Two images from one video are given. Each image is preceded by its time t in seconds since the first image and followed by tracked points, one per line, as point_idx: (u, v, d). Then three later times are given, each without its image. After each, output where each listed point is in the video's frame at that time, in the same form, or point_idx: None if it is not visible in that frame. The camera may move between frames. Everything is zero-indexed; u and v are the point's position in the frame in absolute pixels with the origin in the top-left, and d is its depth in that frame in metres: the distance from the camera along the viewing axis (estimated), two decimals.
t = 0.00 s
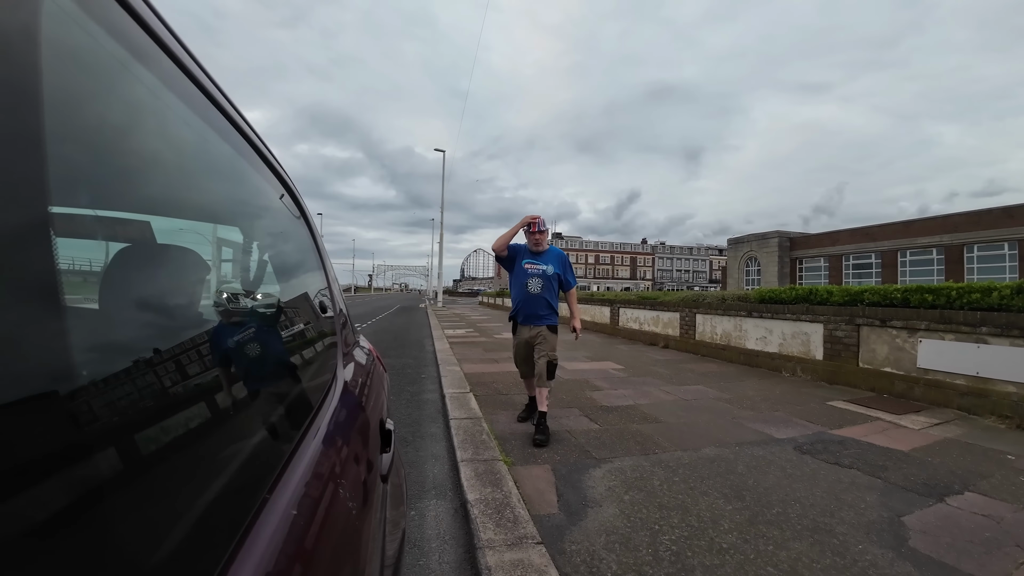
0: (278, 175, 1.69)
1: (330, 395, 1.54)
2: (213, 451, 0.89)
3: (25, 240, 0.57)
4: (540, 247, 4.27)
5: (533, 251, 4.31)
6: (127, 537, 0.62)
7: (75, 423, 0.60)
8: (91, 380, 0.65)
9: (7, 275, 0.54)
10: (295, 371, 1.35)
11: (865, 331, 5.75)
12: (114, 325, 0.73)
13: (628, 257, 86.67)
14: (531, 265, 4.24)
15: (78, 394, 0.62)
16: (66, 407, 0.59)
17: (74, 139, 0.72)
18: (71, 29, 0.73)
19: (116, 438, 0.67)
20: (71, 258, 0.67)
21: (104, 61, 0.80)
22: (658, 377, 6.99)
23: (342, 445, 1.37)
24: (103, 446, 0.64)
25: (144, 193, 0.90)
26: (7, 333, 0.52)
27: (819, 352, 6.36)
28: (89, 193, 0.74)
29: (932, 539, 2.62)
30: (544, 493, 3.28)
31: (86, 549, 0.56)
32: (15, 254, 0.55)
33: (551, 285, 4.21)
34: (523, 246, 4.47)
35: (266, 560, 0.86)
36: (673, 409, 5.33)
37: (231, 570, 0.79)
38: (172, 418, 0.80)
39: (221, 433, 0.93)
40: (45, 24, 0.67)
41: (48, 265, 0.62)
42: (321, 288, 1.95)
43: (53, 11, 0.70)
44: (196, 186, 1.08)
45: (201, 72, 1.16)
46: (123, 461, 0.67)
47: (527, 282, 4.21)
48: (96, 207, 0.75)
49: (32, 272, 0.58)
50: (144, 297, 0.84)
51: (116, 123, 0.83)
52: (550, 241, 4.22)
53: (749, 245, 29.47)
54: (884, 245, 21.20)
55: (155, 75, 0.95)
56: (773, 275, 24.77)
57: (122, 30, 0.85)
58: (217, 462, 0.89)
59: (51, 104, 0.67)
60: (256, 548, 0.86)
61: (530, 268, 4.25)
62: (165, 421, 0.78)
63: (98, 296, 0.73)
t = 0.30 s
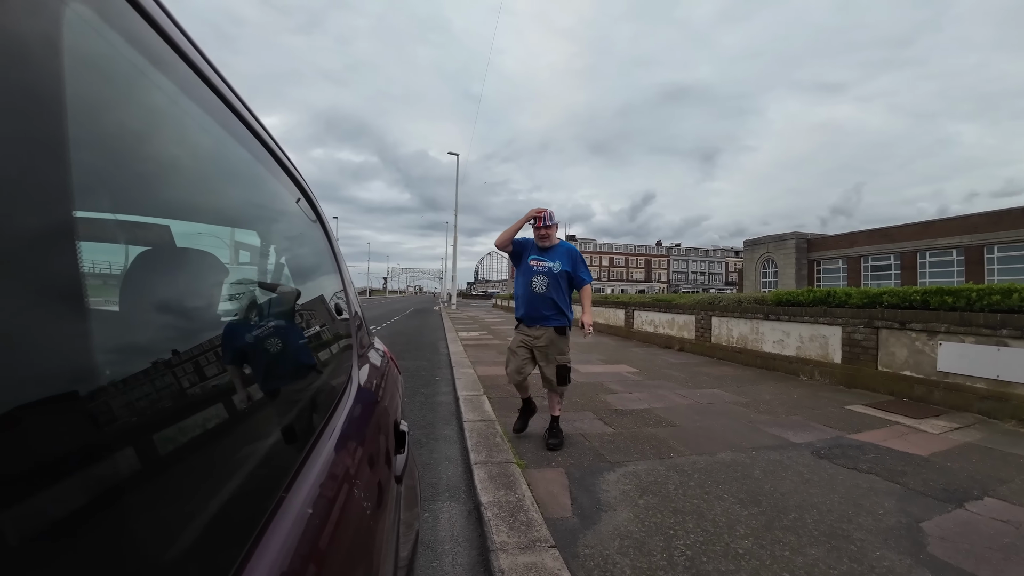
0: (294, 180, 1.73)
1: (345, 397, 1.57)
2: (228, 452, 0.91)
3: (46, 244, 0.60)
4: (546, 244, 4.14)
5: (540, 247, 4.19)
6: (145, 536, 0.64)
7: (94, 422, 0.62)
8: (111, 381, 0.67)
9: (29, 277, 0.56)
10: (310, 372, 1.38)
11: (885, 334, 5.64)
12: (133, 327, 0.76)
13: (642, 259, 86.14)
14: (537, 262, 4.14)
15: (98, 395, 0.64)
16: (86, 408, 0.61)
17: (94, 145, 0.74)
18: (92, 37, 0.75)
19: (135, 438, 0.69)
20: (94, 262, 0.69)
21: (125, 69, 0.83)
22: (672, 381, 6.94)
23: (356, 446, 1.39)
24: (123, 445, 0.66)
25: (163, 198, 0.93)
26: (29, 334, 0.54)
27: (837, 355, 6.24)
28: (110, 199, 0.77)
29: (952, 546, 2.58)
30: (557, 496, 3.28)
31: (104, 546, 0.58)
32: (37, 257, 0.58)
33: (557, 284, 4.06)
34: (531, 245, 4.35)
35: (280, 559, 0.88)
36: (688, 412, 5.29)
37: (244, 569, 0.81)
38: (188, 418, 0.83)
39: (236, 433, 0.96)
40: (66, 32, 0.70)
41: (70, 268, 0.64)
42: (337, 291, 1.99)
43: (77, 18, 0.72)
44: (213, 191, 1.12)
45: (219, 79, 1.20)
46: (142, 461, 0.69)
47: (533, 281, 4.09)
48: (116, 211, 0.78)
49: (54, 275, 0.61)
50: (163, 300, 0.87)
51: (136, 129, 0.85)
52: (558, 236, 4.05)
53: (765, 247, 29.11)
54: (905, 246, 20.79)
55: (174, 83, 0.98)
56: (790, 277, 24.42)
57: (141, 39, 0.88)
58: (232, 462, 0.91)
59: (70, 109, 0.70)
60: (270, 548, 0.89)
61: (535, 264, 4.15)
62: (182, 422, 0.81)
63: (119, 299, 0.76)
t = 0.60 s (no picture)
0: (309, 184, 1.77)
1: (360, 398, 1.60)
2: (244, 453, 0.94)
3: (66, 248, 0.62)
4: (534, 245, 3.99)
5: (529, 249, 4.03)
6: (161, 534, 0.67)
7: (113, 422, 0.65)
8: (128, 382, 0.70)
9: (50, 282, 0.59)
10: (325, 374, 1.41)
11: (902, 336, 5.54)
12: (151, 329, 0.78)
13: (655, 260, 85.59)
14: (526, 265, 4.00)
15: (115, 396, 0.66)
16: (103, 408, 0.64)
17: (114, 151, 0.77)
18: (108, 45, 0.78)
19: (152, 438, 0.72)
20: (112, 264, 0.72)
21: (143, 78, 0.86)
22: (686, 383, 6.89)
23: (370, 447, 1.41)
24: (139, 446, 0.69)
25: (181, 202, 0.96)
26: (48, 337, 0.57)
27: (853, 357, 6.14)
28: (131, 205, 0.80)
29: (968, 551, 2.55)
30: (569, 499, 3.28)
31: (122, 543, 0.60)
32: (56, 261, 0.60)
33: (548, 286, 3.91)
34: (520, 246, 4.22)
35: (295, 557, 0.91)
36: (702, 415, 5.25)
37: (260, 567, 0.83)
38: (204, 419, 0.85)
39: (252, 433, 0.98)
40: (85, 42, 0.72)
41: (91, 271, 0.67)
42: (351, 293, 2.02)
43: (93, 24, 0.75)
44: (229, 195, 1.15)
45: (234, 84, 1.23)
46: (158, 461, 0.71)
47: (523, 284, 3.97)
48: (137, 214, 0.81)
49: (73, 277, 0.63)
50: (180, 302, 0.90)
51: (154, 134, 0.88)
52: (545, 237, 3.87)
53: (780, 248, 28.76)
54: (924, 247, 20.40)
55: (191, 89, 1.01)
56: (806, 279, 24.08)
57: (158, 46, 0.90)
58: (248, 462, 0.94)
59: (88, 117, 0.72)
60: (286, 546, 0.91)
61: (525, 268, 4.01)
62: (198, 423, 0.83)
63: (138, 301, 0.78)
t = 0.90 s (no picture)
0: (320, 186, 1.80)
1: (371, 399, 1.62)
2: (257, 452, 0.96)
3: (80, 252, 0.64)
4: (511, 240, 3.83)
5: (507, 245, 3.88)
6: (175, 533, 0.69)
7: (126, 422, 0.67)
8: (141, 382, 0.71)
9: (65, 284, 0.61)
10: (335, 375, 1.43)
11: (914, 337, 5.47)
12: (163, 330, 0.80)
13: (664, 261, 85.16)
14: (503, 262, 3.85)
15: (127, 397, 0.68)
16: (116, 408, 0.66)
17: (127, 156, 0.79)
18: (119, 52, 0.80)
19: (165, 438, 0.74)
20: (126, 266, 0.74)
21: (155, 83, 0.88)
22: (696, 385, 6.85)
23: (379, 447, 1.43)
24: (152, 446, 0.71)
25: (193, 205, 0.99)
26: (63, 339, 0.59)
27: (866, 359, 6.08)
28: (145, 208, 0.82)
29: (981, 555, 2.52)
30: (579, 501, 3.28)
31: (134, 541, 0.62)
32: (70, 265, 0.62)
33: (524, 282, 3.75)
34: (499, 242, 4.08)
35: (307, 553, 0.93)
36: (713, 417, 5.22)
37: (272, 566, 0.85)
38: (217, 419, 0.87)
39: (263, 434, 1.00)
40: (97, 50, 0.74)
41: (105, 274, 0.69)
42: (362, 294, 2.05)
43: (105, 32, 0.77)
44: (241, 197, 1.18)
45: (245, 86, 1.26)
46: (171, 460, 0.73)
47: (500, 281, 3.82)
48: (149, 217, 0.83)
49: (87, 280, 0.65)
50: (192, 303, 0.92)
51: (165, 138, 0.90)
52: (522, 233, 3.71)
53: (792, 249, 28.48)
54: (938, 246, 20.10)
55: (202, 93, 1.03)
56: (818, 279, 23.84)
57: (170, 51, 0.93)
58: (261, 462, 0.96)
59: (100, 123, 0.74)
60: (298, 545, 0.93)
61: (501, 265, 3.87)
62: (211, 422, 0.85)
63: (150, 303, 0.80)
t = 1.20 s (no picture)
0: (326, 187, 1.81)
1: (376, 399, 1.63)
2: (263, 451, 0.97)
3: (86, 253, 0.65)
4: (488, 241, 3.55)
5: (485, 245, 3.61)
6: (181, 532, 0.70)
7: (133, 422, 0.68)
8: (148, 382, 0.72)
9: (72, 285, 0.62)
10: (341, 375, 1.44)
11: (923, 337, 5.42)
12: (169, 331, 0.81)
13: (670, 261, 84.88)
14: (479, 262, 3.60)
15: (135, 397, 0.69)
16: (124, 408, 0.67)
17: (134, 158, 0.80)
18: (124, 54, 0.81)
19: (173, 437, 0.75)
20: (131, 268, 0.74)
21: (162, 86, 0.90)
22: (703, 386, 6.82)
23: (384, 447, 1.44)
24: (159, 445, 0.72)
25: (199, 207, 1.00)
26: (70, 340, 0.60)
27: (874, 359, 6.03)
28: (151, 208, 0.83)
29: (990, 557, 2.49)
30: (584, 502, 3.28)
31: (140, 540, 0.63)
32: (77, 267, 0.63)
33: (500, 285, 3.47)
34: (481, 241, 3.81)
35: (311, 552, 0.93)
36: (720, 418, 5.20)
37: (276, 565, 0.86)
38: (224, 418, 0.89)
39: (270, 433, 1.02)
40: (103, 55, 0.76)
41: (111, 276, 0.70)
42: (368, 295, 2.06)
43: (110, 34, 0.77)
44: (247, 198, 1.19)
45: (252, 88, 1.27)
46: (178, 460, 0.74)
47: (476, 284, 3.57)
48: (154, 217, 0.84)
49: (94, 281, 0.66)
50: (198, 304, 0.93)
51: (171, 141, 0.91)
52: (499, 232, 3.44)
53: (799, 249, 28.30)
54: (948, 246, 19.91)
55: (209, 96, 1.05)
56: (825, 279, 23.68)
57: (176, 52, 0.94)
58: (267, 461, 0.97)
59: (105, 126, 0.75)
60: (303, 544, 0.94)
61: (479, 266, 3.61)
62: (217, 422, 0.87)
63: (157, 303, 0.81)
